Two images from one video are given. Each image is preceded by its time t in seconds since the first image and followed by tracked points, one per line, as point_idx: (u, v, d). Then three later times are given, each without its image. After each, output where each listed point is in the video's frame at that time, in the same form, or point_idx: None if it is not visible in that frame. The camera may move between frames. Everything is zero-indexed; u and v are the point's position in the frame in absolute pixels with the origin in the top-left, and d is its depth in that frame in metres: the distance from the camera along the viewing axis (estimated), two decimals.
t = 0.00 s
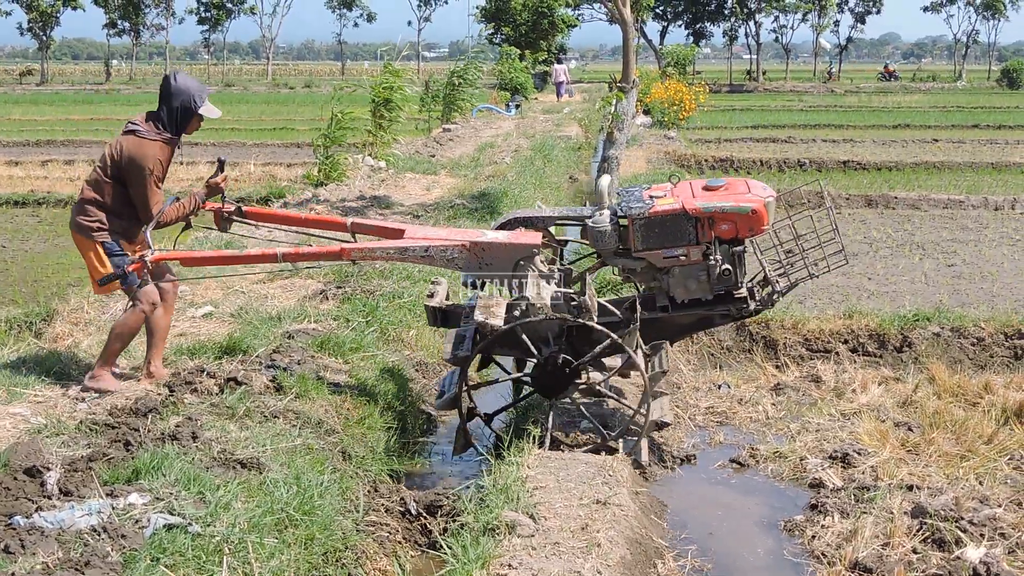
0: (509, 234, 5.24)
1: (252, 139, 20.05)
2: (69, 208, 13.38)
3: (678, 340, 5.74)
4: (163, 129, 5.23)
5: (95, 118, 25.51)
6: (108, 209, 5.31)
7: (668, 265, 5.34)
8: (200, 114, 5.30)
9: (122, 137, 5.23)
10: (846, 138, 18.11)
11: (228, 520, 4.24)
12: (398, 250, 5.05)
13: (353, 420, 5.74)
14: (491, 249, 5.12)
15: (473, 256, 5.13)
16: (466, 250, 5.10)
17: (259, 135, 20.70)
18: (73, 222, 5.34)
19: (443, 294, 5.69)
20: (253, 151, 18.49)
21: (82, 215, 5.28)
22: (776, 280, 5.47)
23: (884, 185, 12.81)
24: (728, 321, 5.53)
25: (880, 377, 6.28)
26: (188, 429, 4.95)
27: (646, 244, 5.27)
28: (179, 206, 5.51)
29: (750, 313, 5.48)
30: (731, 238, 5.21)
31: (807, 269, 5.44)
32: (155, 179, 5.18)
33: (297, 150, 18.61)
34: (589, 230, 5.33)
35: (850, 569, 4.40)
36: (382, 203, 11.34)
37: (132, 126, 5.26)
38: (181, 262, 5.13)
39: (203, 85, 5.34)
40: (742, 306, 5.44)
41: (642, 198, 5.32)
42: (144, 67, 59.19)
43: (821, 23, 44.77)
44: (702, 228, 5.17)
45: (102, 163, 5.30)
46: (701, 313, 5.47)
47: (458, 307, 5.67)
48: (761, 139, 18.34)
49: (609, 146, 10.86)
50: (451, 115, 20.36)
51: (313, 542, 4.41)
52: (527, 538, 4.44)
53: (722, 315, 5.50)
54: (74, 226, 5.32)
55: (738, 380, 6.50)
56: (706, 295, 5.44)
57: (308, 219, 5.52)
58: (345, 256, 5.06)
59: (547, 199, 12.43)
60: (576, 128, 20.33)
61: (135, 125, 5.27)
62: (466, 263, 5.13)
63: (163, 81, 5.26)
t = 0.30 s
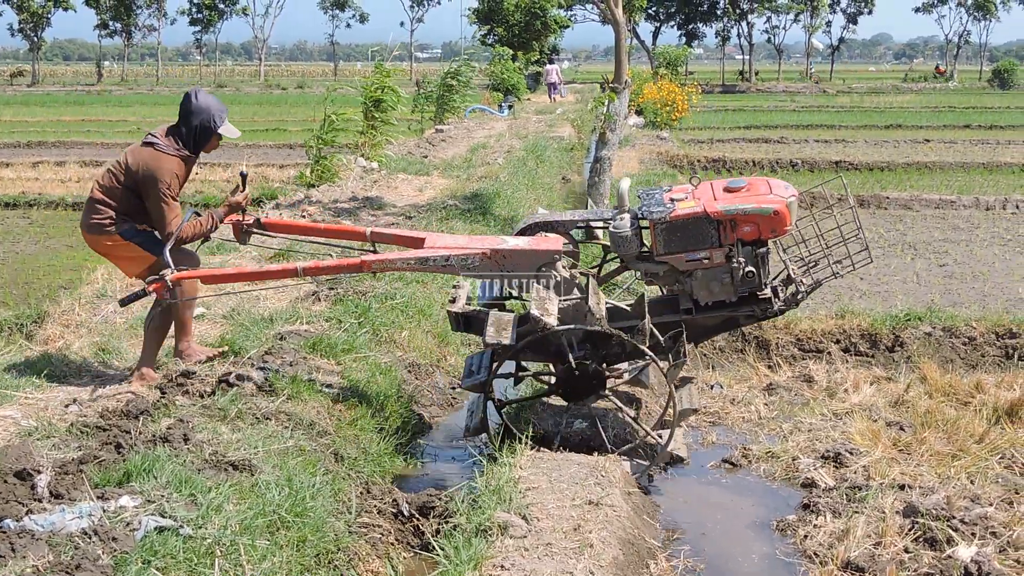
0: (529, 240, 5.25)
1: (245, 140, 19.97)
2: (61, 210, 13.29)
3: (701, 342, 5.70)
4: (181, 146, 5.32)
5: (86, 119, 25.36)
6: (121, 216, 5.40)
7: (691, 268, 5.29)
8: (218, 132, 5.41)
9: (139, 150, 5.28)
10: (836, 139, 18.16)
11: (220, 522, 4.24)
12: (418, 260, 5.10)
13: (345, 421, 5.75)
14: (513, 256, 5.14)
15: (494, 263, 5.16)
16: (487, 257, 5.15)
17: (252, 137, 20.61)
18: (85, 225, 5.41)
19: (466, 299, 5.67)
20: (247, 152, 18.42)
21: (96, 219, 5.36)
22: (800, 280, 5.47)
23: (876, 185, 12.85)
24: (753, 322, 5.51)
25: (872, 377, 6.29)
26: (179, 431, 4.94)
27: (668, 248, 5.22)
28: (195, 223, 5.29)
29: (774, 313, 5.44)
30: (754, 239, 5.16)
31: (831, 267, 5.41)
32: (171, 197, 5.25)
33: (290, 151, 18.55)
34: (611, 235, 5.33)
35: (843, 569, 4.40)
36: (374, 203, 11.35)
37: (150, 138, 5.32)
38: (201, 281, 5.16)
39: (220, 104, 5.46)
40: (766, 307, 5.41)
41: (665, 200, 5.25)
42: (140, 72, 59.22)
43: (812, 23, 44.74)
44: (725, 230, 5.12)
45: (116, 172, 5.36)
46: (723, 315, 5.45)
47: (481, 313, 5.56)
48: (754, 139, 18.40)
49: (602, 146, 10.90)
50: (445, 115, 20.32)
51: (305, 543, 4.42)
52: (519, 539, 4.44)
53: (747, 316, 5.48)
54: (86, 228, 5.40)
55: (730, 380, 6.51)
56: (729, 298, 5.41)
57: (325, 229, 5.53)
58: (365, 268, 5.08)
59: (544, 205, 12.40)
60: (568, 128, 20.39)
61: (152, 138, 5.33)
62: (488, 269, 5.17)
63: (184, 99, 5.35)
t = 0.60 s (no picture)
0: (544, 250, 5.24)
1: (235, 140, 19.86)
2: (49, 210, 13.19)
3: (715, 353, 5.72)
4: (198, 148, 5.16)
5: (74, 118, 25.14)
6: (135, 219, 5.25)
7: (708, 282, 5.32)
8: (235, 135, 5.21)
9: (156, 153, 5.12)
10: (825, 139, 18.22)
11: (208, 522, 4.21)
12: (434, 272, 4.99)
13: (334, 421, 5.74)
14: (528, 267, 5.12)
15: (508, 272, 5.12)
16: (503, 267, 5.10)
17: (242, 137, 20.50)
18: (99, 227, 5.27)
19: (477, 304, 5.75)
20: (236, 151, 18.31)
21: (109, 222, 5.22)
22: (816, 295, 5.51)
23: (864, 186, 12.89)
24: (769, 334, 5.55)
25: (860, 376, 6.31)
26: (167, 431, 4.91)
27: (686, 262, 5.23)
28: (206, 227, 5.17)
29: (790, 326, 5.49)
30: (773, 255, 5.16)
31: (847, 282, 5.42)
32: (188, 202, 5.10)
33: (280, 151, 18.46)
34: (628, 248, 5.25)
35: (829, 568, 4.40)
36: (364, 203, 11.31)
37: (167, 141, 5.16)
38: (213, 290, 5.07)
39: (237, 105, 5.25)
40: (783, 321, 5.45)
41: (682, 215, 5.24)
42: (129, 71, 58.83)
43: (802, 23, 44.80)
44: (743, 246, 5.13)
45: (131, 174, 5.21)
46: (740, 328, 5.47)
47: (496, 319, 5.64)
48: (744, 139, 18.45)
49: (591, 146, 10.87)
50: (434, 114, 20.26)
51: (293, 544, 4.40)
52: (507, 539, 4.43)
53: (763, 329, 5.52)
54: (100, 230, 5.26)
55: (719, 380, 6.51)
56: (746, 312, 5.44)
57: (339, 233, 5.45)
58: (381, 277, 4.98)
59: (534, 206, 12.39)
60: (559, 128, 20.33)
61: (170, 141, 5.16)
62: (502, 279, 5.13)
63: (202, 101, 5.16)
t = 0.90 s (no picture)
0: (530, 253, 5.25)
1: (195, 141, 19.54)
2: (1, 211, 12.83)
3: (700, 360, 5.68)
4: (187, 148, 5.13)
5: (28, 118, 24.53)
6: (123, 218, 5.20)
7: (694, 288, 5.28)
8: (226, 133, 5.21)
9: (145, 152, 5.08)
10: (786, 140, 18.42)
11: (165, 526, 4.09)
12: (419, 272, 5.00)
13: (294, 423, 5.64)
14: (514, 270, 5.13)
15: (494, 275, 5.13)
16: (489, 269, 5.11)
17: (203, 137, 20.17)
18: (85, 225, 5.20)
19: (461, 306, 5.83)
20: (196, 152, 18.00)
21: (96, 220, 5.16)
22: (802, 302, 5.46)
23: (825, 186, 13.05)
24: (753, 341, 5.50)
25: (819, 375, 6.36)
26: (124, 434, 4.78)
27: (672, 267, 5.21)
28: (191, 226, 5.11)
29: (774, 334, 5.45)
30: (759, 262, 5.15)
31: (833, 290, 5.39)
32: (177, 202, 5.06)
33: (241, 151, 18.18)
34: (615, 252, 5.32)
35: (789, 566, 4.41)
36: (326, 204, 11.17)
37: (156, 141, 5.13)
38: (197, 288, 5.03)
39: (226, 105, 5.24)
40: (767, 327, 5.41)
41: (669, 220, 5.24)
42: (86, 70, 57.68)
43: (763, 25, 45.30)
44: (729, 252, 5.12)
45: (118, 174, 5.15)
46: (724, 334, 5.42)
47: (479, 322, 5.75)
48: (706, 140, 18.58)
49: (554, 146, 10.86)
50: (397, 115, 20.12)
51: (252, 547, 4.30)
52: (467, 540, 4.39)
53: (748, 336, 5.47)
54: (85, 229, 5.19)
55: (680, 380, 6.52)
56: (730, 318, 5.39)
57: (326, 235, 5.45)
58: (366, 277, 5.03)
59: (498, 207, 12.35)
60: (521, 129, 20.34)
61: (158, 140, 5.13)
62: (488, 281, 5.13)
63: (191, 100, 5.14)
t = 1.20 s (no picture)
0: (506, 253, 5.22)
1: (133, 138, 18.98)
2: None
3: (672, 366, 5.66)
4: (155, 135, 4.97)
5: None
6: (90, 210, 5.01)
7: (667, 294, 5.30)
8: (193, 116, 5.07)
9: (112, 141, 4.91)
10: (729, 140, 18.65)
11: (104, 526, 3.93)
12: (396, 267, 4.91)
13: (236, 423, 5.48)
14: (491, 268, 5.07)
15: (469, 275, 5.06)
16: (464, 269, 5.05)
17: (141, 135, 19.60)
18: (47, 220, 5.00)
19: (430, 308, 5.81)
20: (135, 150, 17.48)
21: (61, 213, 4.96)
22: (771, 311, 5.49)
23: (768, 186, 13.23)
24: (722, 350, 5.47)
25: (761, 373, 6.42)
26: (63, 434, 4.60)
27: (647, 271, 5.24)
28: (165, 214, 4.91)
29: (743, 343, 5.43)
30: (732, 269, 5.21)
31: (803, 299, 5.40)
32: (149, 190, 4.90)
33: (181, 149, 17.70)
34: (591, 254, 5.28)
35: (731, 562, 4.42)
36: (268, 202, 10.94)
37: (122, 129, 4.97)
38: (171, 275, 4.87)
39: (190, 88, 5.10)
40: (737, 335, 5.40)
41: (646, 225, 5.27)
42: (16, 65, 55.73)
43: (706, 25, 45.86)
44: (704, 258, 5.17)
45: (83, 164, 4.96)
46: (695, 340, 5.41)
47: (448, 323, 5.72)
48: (650, 140, 18.72)
49: (497, 145, 10.80)
50: (340, 114, 19.85)
51: (193, 547, 4.15)
52: (410, 539, 4.32)
53: (717, 344, 5.44)
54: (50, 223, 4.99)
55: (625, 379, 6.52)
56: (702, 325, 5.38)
57: (302, 230, 5.42)
58: (342, 272, 4.88)
59: (442, 206, 12.24)
60: (466, 128, 20.24)
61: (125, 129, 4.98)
62: (464, 282, 5.06)
63: (154, 86, 4.99)
